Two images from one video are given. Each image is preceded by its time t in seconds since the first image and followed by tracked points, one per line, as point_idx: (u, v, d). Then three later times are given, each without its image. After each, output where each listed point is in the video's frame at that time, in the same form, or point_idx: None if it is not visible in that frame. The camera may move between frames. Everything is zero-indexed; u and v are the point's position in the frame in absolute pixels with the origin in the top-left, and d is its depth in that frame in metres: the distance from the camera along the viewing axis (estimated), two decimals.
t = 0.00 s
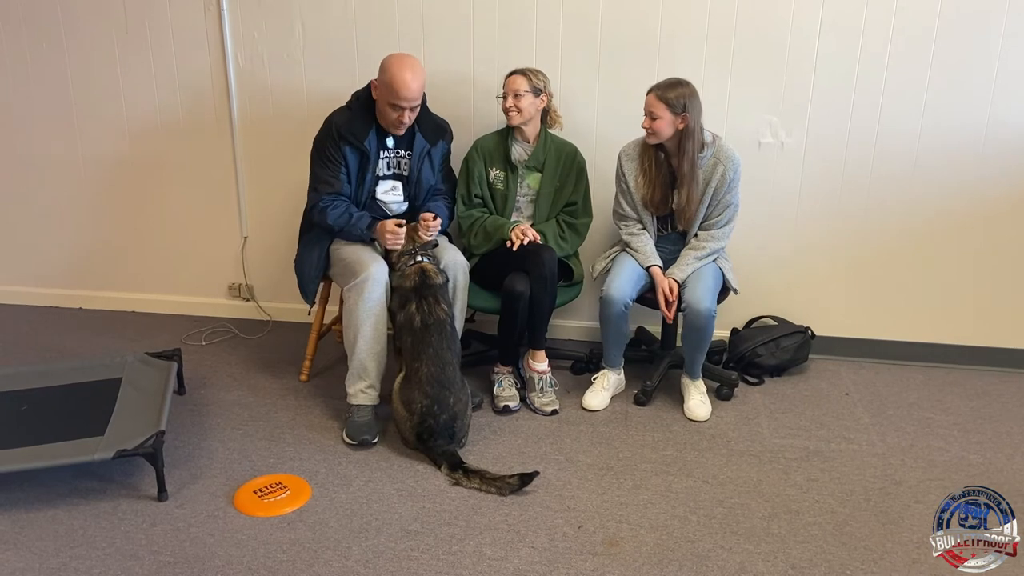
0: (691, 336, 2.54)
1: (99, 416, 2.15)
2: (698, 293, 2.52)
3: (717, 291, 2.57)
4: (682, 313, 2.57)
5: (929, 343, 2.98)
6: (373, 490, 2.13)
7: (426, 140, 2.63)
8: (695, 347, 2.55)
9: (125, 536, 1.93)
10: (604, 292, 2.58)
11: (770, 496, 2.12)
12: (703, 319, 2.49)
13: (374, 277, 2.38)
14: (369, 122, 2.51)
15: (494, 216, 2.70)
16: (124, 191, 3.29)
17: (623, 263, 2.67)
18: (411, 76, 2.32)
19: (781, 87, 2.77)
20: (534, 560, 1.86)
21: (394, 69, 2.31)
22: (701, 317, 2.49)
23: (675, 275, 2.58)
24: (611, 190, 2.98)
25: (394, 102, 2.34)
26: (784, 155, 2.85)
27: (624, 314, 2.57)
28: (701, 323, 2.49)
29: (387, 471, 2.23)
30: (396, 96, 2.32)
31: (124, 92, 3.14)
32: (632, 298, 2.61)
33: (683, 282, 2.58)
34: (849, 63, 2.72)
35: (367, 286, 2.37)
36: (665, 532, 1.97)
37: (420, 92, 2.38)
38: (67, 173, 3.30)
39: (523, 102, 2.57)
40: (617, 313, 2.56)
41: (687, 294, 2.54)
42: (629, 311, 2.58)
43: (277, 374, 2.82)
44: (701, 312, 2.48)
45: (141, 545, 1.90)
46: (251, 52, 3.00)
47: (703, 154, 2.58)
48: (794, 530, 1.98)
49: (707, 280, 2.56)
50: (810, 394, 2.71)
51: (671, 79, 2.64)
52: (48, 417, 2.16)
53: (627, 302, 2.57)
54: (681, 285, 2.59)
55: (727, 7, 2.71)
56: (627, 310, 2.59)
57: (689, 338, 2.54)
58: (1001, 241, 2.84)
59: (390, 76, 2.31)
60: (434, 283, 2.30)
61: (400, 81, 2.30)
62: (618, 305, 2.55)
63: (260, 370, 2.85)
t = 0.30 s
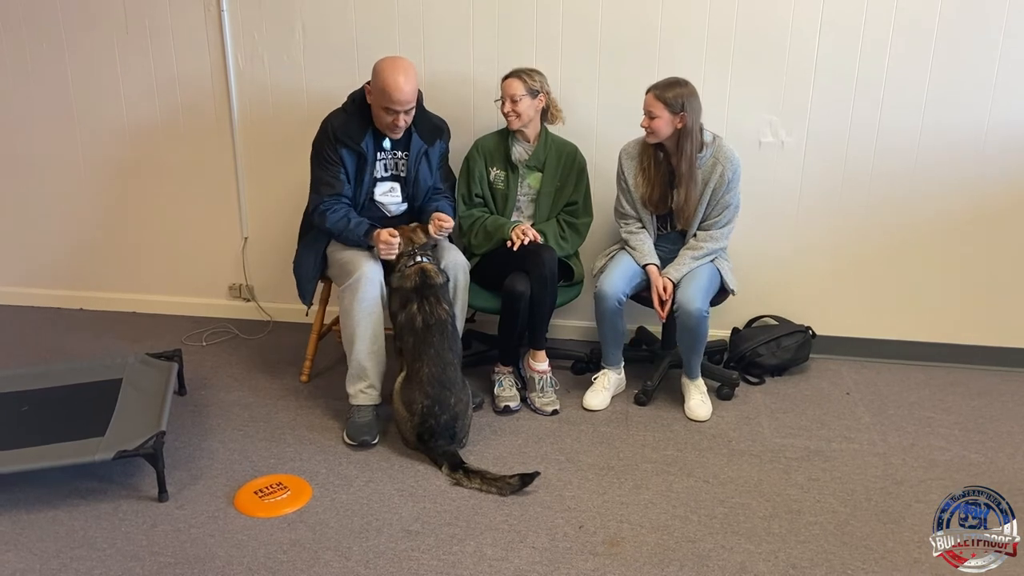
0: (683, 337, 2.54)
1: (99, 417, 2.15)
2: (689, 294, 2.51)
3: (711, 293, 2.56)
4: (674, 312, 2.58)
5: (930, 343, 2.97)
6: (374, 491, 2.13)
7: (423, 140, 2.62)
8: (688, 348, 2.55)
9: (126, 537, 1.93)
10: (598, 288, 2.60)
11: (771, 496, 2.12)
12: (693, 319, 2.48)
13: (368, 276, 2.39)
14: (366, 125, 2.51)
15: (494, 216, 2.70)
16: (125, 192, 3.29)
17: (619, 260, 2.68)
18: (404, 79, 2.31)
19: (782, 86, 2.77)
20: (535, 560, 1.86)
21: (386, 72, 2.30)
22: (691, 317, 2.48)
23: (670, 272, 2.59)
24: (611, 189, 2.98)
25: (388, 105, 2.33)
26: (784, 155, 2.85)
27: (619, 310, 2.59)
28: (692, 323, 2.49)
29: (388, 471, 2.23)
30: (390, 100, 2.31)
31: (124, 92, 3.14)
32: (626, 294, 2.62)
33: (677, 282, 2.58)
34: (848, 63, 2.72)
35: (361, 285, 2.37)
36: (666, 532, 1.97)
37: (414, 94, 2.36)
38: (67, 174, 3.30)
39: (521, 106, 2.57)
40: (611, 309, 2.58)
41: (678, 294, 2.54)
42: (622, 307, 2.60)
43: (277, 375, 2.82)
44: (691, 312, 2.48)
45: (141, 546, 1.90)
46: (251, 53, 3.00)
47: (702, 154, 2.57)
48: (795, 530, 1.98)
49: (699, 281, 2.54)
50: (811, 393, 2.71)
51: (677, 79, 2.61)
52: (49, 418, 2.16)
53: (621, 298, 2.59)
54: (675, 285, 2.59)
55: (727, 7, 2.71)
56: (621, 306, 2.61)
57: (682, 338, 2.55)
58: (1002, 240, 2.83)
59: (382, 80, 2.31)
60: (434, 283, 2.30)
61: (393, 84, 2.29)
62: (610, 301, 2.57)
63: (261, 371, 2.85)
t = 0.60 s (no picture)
0: (683, 336, 2.54)
1: (99, 418, 2.15)
2: (687, 293, 2.51)
3: (709, 293, 2.56)
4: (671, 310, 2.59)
5: (930, 343, 2.97)
6: (374, 491, 2.13)
7: (422, 142, 2.60)
8: (687, 348, 2.55)
9: (126, 538, 1.93)
10: (597, 288, 2.61)
11: (772, 496, 2.11)
12: (691, 319, 2.49)
13: (360, 278, 2.39)
14: (364, 128, 2.49)
15: (494, 216, 2.70)
16: (125, 193, 3.29)
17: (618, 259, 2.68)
18: (402, 74, 2.30)
19: (782, 86, 2.77)
20: (535, 560, 1.86)
21: (384, 67, 2.30)
22: (689, 317, 2.49)
23: (669, 271, 2.59)
24: (611, 189, 2.98)
25: (387, 100, 2.32)
26: (784, 154, 2.85)
27: (618, 310, 2.60)
28: (689, 323, 2.49)
29: (388, 472, 2.22)
30: (389, 94, 2.31)
31: (124, 93, 3.14)
32: (625, 293, 2.62)
33: (676, 282, 2.58)
34: (848, 63, 2.72)
35: (353, 288, 2.37)
36: (666, 532, 1.96)
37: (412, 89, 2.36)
38: (67, 175, 3.30)
39: (516, 112, 2.56)
40: (610, 309, 2.59)
41: (677, 293, 2.54)
42: (621, 307, 2.61)
43: (277, 375, 2.82)
44: (689, 312, 2.48)
45: (142, 547, 1.90)
46: (251, 54, 3.00)
47: (702, 154, 2.57)
48: (796, 530, 1.97)
49: (696, 283, 2.54)
50: (811, 393, 2.71)
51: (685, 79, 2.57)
52: (49, 419, 2.16)
53: (620, 297, 2.60)
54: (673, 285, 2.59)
55: (727, 7, 2.71)
56: (620, 305, 2.61)
57: (681, 338, 2.55)
58: (1002, 239, 2.83)
59: (381, 75, 2.30)
60: (434, 283, 2.30)
61: (392, 79, 2.29)
62: (610, 300, 2.58)
63: (261, 371, 2.85)
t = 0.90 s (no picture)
0: (683, 337, 2.54)
1: (99, 419, 2.16)
2: (687, 294, 2.51)
3: (709, 293, 2.56)
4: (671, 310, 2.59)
5: (930, 343, 2.97)
6: (374, 492, 2.13)
7: (424, 148, 2.58)
8: (688, 348, 2.54)
9: (127, 539, 1.93)
10: (598, 288, 2.61)
11: (772, 496, 2.11)
12: (691, 319, 2.49)
13: (356, 279, 2.37)
14: (367, 132, 2.48)
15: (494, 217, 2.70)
16: (126, 193, 3.29)
17: (621, 256, 2.70)
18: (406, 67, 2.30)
19: (782, 86, 2.77)
20: (536, 561, 1.86)
21: (390, 61, 2.31)
22: (689, 318, 2.49)
23: (668, 272, 2.58)
24: (611, 190, 2.98)
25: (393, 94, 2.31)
26: (784, 154, 2.85)
27: (619, 310, 2.60)
28: (690, 323, 2.49)
29: (389, 472, 2.22)
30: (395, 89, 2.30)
31: (124, 94, 3.15)
32: (626, 293, 2.62)
33: (676, 282, 2.57)
34: (848, 63, 2.72)
35: (350, 290, 2.36)
36: (666, 532, 1.96)
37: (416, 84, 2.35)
38: (67, 175, 3.30)
39: (514, 115, 2.57)
40: (610, 309, 2.59)
41: (676, 294, 2.54)
42: (622, 308, 2.61)
43: (278, 376, 2.82)
44: (689, 313, 2.48)
45: (142, 548, 1.90)
46: (251, 54, 3.00)
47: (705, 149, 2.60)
48: (797, 530, 1.97)
49: (696, 283, 2.54)
50: (811, 394, 2.71)
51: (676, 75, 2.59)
52: (49, 420, 2.16)
53: (621, 298, 2.59)
54: (673, 285, 2.58)
55: (727, 7, 2.71)
56: (621, 305, 2.61)
57: (682, 338, 2.55)
58: (1002, 239, 2.83)
59: (386, 69, 2.31)
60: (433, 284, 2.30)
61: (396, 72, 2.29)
62: (611, 301, 2.58)
63: (261, 372, 2.85)
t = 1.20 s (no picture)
0: (684, 337, 2.54)
1: (100, 420, 2.16)
2: (688, 294, 2.51)
3: (710, 293, 2.56)
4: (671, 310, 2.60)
5: (930, 343, 2.97)
6: (374, 493, 2.13)
7: (432, 153, 2.54)
8: (689, 348, 2.54)
9: (127, 540, 1.93)
10: (600, 288, 2.61)
11: (772, 497, 2.11)
12: (691, 320, 2.49)
13: (355, 280, 2.38)
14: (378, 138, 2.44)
15: (494, 218, 2.71)
16: (127, 195, 3.29)
17: (626, 254, 2.72)
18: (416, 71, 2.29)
19: (782, 86, 2.77)
20: (536, 562, 1.86)
21: (401, 65, 2.29)
22: (690, 318, 2.49)
23: (669, 271, 2.58)
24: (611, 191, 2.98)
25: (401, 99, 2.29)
26: (785, 155, 2.84)
27: (622, 310, 2.60)
28: (691, 324, 2.49)
29: (389, 473, 2.22)
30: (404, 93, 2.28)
31: (124, 94, 3.15)
32: (629, 294, 2.62)
33: (676, 282, 2.58)
34: (849, 63, 2.72)
35: (349, 291, 2.37)
36: (666, 533, 1.96)
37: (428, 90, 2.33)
38: (68, 176, 3.30)
39: (518, 117, 2.56)
40: (612, 309, 2.59)
41: (677, 294, 2.54)
42: (625, 308, 2.61)
43: (278, 377, 2.82)
44: (689, 313, 2.48)
45: (143, 549, 1.90)
46: (251, 54, 3.00)
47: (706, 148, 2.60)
48: (797, 531, 1.97)
49: (696, 283, 2.54)
50: (812, 394, 2.71)
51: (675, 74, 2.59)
52: (50, 421, 2.16)
53: (623, 298, 2.59)
54: (673, 286, 2.58)
55: (726, 7, 2.71)
56: (624, 306, 2.61)
57: (682, 338, 2.54)
58: (1003, 239, 2.83)
59: (396, 73, 2.29)
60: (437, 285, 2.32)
61: (406, 75, 2.27)
62: (613, 301, 2.58)
63: (261, 373, 2.85)
